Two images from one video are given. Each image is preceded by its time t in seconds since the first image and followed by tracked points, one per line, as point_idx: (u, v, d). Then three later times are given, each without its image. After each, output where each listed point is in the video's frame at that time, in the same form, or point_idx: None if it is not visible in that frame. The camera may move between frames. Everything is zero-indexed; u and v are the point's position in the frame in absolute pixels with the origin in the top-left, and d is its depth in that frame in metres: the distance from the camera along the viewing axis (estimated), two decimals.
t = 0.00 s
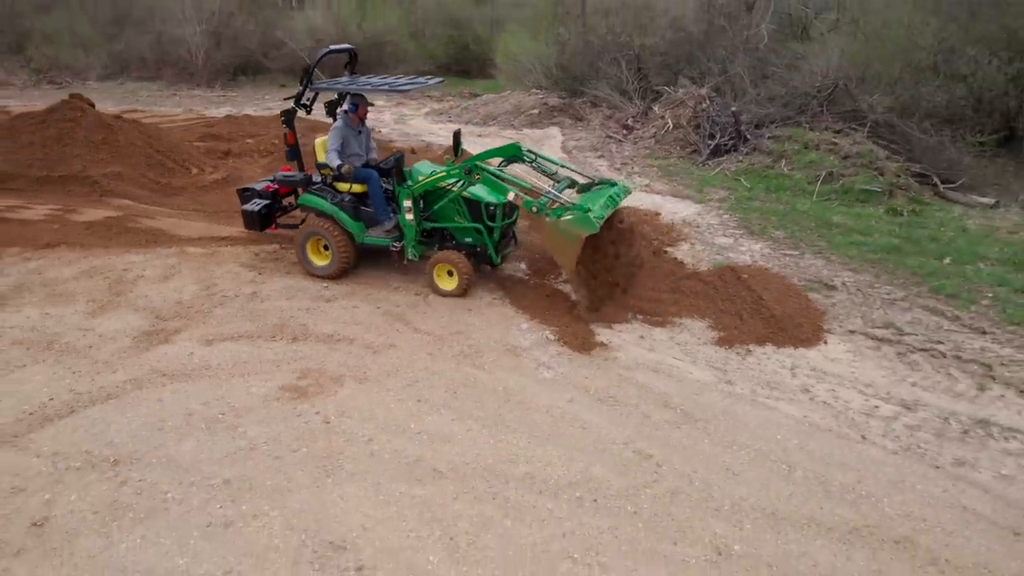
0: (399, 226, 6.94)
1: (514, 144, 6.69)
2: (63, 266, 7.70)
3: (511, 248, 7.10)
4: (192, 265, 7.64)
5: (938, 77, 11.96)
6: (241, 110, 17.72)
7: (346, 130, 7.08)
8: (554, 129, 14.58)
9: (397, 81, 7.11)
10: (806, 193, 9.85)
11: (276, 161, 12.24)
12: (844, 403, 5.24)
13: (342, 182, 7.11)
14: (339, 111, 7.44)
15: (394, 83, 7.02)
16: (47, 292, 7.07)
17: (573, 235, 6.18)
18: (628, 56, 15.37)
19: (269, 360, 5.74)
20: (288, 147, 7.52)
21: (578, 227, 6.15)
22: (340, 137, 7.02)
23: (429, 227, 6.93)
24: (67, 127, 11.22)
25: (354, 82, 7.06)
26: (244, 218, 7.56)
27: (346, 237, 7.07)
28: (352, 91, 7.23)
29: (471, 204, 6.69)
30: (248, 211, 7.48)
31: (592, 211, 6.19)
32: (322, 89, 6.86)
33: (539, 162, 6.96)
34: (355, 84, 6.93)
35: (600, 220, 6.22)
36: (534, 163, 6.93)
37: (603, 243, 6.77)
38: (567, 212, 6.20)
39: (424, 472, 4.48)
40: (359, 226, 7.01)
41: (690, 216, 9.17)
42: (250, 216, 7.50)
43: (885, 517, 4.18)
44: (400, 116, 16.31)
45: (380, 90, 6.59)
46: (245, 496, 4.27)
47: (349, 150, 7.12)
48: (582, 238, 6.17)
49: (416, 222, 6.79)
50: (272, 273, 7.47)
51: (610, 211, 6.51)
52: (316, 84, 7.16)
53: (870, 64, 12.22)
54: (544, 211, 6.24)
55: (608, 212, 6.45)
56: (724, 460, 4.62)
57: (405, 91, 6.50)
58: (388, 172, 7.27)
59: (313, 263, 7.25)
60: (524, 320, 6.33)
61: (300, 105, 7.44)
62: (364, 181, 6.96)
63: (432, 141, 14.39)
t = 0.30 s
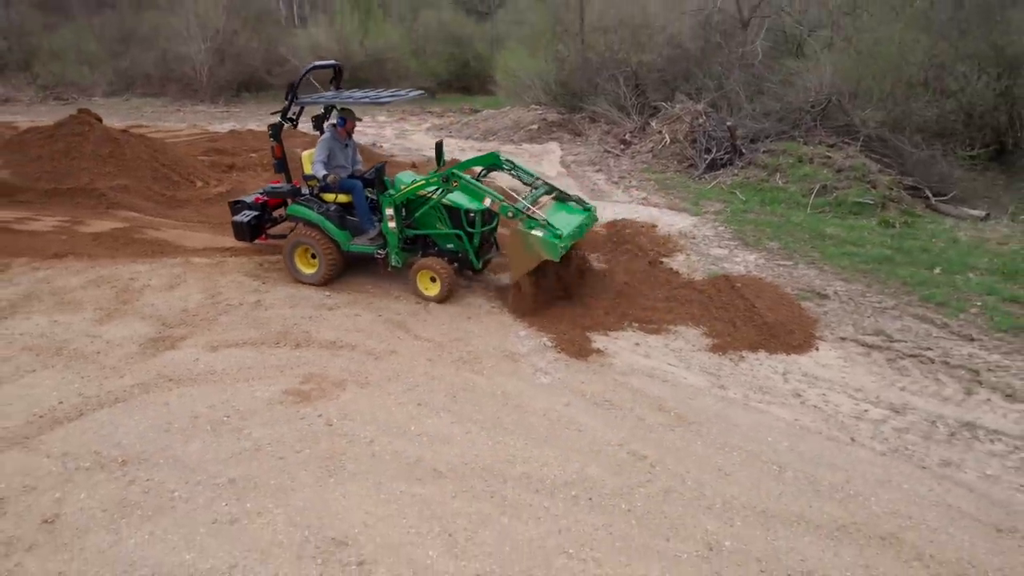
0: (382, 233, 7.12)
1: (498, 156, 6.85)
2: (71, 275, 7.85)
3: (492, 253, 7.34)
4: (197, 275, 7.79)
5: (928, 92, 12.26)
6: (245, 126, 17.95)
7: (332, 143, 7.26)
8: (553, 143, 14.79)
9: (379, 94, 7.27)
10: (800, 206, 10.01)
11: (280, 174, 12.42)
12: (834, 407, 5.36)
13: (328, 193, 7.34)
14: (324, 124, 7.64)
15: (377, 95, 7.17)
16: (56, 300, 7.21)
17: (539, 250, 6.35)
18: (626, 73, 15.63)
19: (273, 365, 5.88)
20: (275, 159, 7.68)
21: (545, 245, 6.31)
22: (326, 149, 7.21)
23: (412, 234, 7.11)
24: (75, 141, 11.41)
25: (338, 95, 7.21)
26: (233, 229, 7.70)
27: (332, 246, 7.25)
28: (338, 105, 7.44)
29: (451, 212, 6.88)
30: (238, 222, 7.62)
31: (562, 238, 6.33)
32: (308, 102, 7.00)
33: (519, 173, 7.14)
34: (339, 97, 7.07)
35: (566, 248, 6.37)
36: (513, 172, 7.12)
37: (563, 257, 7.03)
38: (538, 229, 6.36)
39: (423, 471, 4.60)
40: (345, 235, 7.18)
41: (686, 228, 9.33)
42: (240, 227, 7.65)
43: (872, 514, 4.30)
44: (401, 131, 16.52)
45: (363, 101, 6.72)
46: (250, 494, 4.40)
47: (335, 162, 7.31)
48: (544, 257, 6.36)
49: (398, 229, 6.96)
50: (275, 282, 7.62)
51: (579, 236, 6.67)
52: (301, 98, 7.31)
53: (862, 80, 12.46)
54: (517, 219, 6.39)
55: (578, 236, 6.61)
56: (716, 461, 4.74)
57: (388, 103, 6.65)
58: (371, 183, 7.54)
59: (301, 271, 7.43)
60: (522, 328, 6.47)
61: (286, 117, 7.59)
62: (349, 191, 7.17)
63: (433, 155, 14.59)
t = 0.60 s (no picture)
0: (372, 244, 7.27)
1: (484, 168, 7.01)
2: (82, 287, 7.96)
3: (480, 262, 7.48)
4: (205, 287, 7.89)
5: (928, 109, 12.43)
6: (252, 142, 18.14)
7: (325, 157, 7.46)
8: (557, 159, 14.92)
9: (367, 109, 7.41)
10: (802, 222, 10.08)
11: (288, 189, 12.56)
12: (835, 419, 5.41)
13: (321, 205, 7.56)
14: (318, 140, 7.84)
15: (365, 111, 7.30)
16: (67, 312, 7.32)
17: (523, 257, 6.48)
18: (629, 90, 15.79)
19: (279, 376, 5.96)
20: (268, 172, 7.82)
21: (529, 252, 6.45)
22: (318, 162, 7.41)
23: (401, 245, 7.22)
24: (86, 156, 11.58)
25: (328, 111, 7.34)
26: (227, 240, 7.79)
27: (323, 256, 7.41)
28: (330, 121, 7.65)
29: (439, 222, 7.01)
30: (231, 233, 7.71)
31: (546, 246, 6.46)
32: (300, 118, 7.12)
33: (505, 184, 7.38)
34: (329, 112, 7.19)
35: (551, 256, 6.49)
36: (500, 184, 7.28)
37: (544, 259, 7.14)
38: (523, 237, 6.50)
39: (426, 480, 4.67)
40: (335, 245, 7.35)
41: (689, 244, 9.41)
42: (233, 238, 7.74)
43: (872, 524, 4.35)
44: (407, 147, 16.69)
45: (354, 118, 6.86)
46: (257, 502, 4.46)
47: (328, 175, 7.50)
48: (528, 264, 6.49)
49: (386, 239, 7.10)
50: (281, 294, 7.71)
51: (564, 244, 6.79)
52: (293, 113, 7.44)
53: (863, 97, 12.59)
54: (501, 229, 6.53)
55: (562, 244, 6.73)
56: (717, 471, 4.79)
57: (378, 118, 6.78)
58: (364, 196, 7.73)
59: (292, 280, 7.58)
60: (526, 340, 6.55)
61: (278, 133, 7.73)
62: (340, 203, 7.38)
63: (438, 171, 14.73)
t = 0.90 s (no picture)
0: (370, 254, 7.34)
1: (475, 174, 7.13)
2: (88, 298, 8.03)
3: (476, 270, 7.55)
4: (210, 299, 7.95)
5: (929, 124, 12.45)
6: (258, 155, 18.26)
7: (320, 171, 7.54)
8: (560, 171, 15.00)
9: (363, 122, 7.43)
10: (804, 235, 10.12)
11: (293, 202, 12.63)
12: (836, 430, 5.43)
13: (319, 218, 7.59)
14: (315, 153, 7.90)
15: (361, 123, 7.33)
16: (74, 322, 7.38)
17: (524, 252, 6.73)
18: (632, 104, 15.89)
19: (284, 386, 6.00)
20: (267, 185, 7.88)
21: (528, 246, 6.68)
22: (314, 177, 7.49)
23: (397, 254, 7.29)
24: (94, 169, 11.69)
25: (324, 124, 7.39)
26: (226, 254, 7.87)
27: (322, 268, 7.49)
28: (326, 135, 7.73)
29: (434, 231, 7.08)
30: (230, 247, 7.79)
31: (543, 234, 6.71)
32: (296, 132, 7.18)
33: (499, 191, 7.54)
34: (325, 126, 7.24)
35: (550, 242, 6.75)
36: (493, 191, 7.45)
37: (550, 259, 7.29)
38: (520, 233, 6.71)
39: (429, 490, 4.69)
40: (334, 257, 7.43)
41: (693, 256, 9.45)
42: (233, 252, 7.81)
43: (874, 535, 4.35)
44: (411, 161, 16.79)
45: (347, 130, 6.87)
46: (261, 511, 4.49)
47: (325, 189, 7.60)
48: (531, 256, 6.72)
49: (383, 249, 7.18)
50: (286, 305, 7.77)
51: (561, 232, 7.01)
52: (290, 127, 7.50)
53: (865, 110, 12.65)
54: (498, 232, 6.71)
55: (558, 233, 6.95)
56: (718, 483, 4.80)
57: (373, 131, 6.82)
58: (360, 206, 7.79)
59: (292, 291, 7.64)
60: (529, 351, 6.58)
61: (277, 146, 7.80)
62: (340, 216, 7.48)
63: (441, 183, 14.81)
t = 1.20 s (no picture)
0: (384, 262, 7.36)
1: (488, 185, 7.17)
2: (93, 303, 8.06)
3: (489, 280, 7.55)
4: (214, 304, 7.98)
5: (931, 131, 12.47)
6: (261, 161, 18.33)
7: (331, 176, 7.55)
8: (563, 178, 15.03)
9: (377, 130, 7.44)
10: (807, 241, 10.13)
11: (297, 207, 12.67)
12: (839, 436, 5.43)
13: (333, 224, 7.58)
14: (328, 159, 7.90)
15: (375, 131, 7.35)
16: (79, 327, 7.41)
17: (543, 256, 6.62)
18: (634, 111, 15.93)
19: (287, 391, 6.02)
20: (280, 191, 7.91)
21: (546, 250, 6.60)
22: (325, 182, 7.50)
23: (411, 263, 7.30)
24: (99, 174, 11.75)
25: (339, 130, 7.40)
26: (239, 258, 7.89)
27: (335, 275, 7.50)
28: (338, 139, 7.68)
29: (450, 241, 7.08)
30: (243, 252, 7.81)
31: (557, 236, 6.66)
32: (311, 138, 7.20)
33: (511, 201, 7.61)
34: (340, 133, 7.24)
35: (565, 241, 6.69)
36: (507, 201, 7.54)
37: (574, 265, 7.32)
38: (535, 240, 6.64)
39: (432, 495, 4.69)
40: (348, 264, 7.44)
41: (696, 262, 9.46)
42: (245, 257, 7.84)
43: (876, 541, 4.35)
44: (414, 167, 16.84)
45: (365, 138, 6.92)
46: (264, 515, 4.50)
47: (337, 194, 7.59)
48: (551, 259, 6.63)
49: (398, 258, 7.19)
50: (290, 311, 7.79)
51: (576, 233, 6.98)
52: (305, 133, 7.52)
53: (867, 117, 12.67)
54: (514, 243, 6.66)
55: (574, 234, 6.90)
56: (722, 489, 4.80)
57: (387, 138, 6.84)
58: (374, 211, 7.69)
59: (304, 297, 7.66)
60: (531, 357, 6.59)
61: (291, 152, 7.82)
62: (353, 224, 7.43)
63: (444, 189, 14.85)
